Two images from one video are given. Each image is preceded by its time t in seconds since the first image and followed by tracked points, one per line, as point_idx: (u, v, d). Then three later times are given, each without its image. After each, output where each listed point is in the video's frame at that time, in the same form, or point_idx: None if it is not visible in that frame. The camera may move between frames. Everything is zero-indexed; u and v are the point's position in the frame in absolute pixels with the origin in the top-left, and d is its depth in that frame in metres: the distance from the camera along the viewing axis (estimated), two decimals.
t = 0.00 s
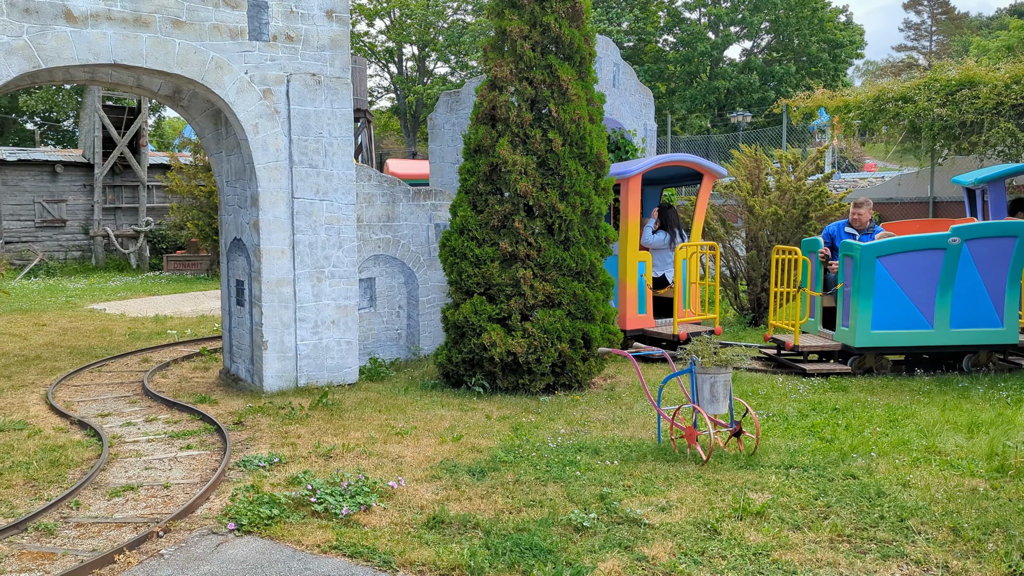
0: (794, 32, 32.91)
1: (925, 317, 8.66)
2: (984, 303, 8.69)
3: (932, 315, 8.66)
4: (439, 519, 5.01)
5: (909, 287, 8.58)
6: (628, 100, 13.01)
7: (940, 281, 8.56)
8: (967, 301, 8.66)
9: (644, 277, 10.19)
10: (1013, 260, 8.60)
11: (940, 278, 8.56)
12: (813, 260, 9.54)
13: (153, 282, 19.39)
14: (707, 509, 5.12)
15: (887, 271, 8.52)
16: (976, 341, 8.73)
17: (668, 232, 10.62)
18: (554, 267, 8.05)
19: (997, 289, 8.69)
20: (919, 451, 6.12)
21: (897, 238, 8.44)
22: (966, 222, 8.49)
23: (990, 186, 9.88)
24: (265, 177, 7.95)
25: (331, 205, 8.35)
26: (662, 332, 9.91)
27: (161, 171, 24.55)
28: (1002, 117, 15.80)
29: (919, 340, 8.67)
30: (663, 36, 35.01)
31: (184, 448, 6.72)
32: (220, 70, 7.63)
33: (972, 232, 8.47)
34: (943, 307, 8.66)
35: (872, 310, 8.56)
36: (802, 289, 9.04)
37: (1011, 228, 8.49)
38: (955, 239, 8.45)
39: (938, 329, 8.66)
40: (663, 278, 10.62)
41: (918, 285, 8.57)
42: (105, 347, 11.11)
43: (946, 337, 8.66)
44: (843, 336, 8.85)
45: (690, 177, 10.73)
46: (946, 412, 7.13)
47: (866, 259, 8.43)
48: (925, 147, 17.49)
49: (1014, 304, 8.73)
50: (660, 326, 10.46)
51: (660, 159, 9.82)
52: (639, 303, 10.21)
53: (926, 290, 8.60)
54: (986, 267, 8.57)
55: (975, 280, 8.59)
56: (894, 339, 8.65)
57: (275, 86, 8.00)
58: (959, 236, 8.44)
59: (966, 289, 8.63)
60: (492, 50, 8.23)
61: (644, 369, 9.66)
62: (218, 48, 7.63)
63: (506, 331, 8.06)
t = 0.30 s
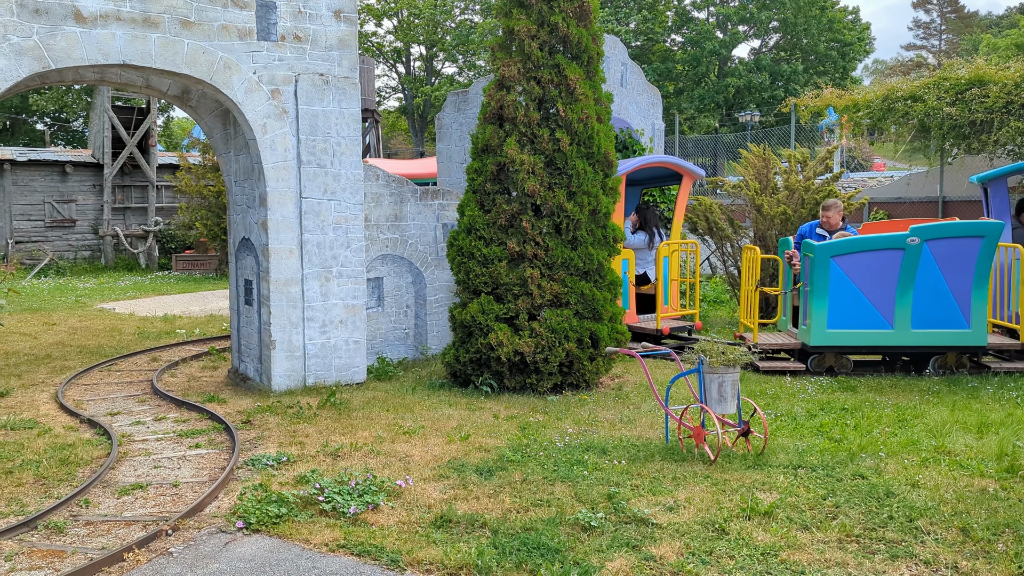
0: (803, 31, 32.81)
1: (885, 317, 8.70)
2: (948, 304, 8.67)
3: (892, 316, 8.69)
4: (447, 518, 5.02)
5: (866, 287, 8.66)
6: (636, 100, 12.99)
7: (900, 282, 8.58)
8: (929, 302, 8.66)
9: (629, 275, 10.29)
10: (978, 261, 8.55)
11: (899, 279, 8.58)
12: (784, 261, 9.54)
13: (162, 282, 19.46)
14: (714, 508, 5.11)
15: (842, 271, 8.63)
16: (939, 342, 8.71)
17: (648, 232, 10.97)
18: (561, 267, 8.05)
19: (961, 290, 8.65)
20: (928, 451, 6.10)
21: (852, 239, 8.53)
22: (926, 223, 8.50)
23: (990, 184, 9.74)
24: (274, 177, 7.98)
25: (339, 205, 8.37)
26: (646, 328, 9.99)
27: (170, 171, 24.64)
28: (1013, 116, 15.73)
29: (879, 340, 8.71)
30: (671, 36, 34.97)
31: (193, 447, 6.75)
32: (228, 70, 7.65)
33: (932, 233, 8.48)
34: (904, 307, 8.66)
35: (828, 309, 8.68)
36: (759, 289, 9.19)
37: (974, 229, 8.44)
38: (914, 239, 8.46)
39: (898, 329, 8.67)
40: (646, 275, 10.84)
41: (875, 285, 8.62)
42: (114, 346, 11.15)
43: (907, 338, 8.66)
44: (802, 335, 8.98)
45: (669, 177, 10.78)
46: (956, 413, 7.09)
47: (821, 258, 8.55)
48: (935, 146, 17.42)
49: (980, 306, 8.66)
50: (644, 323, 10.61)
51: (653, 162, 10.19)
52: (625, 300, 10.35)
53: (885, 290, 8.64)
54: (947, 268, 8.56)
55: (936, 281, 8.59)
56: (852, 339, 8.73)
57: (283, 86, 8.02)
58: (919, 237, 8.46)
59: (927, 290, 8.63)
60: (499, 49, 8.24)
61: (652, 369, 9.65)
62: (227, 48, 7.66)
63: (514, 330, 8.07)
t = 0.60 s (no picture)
0: (809, 31, 32.75)
1: (837, 317, 8.84)
2: (902, 304, 8.68)
3: (844, 315, 8.81)
4: (452, 518, 5.02)
5: (817, 285, 8.86)
6: (641, 100, 12.98)
7: (851, 281, 8.71)
8: (882, 302, 8.71)
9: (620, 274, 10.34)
10: (933, 262, 8.52)
11: (850, 278, 8.72)
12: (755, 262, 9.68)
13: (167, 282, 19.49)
14: (720, 508, 5.09)
15: (793, 269, 8.90)
16: (893, 343, 8.73)
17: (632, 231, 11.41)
18: (567, 267, 8.05)
19: (916, 291, 8.65)
20: (934, 451, 6.08)
21: (802, 238, 8.79)
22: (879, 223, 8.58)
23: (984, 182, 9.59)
24: (279, 177, 7.99)
25: (344, 204, 8.37)
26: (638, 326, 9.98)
27: (175, 171, 24.71)
28: (1019, 115, 15.68)
29: (830, 339, 8.86)
30: (676, 35, 34.96)
31: (198, 446, 6.76)
32: (234, 70, 7.67)
33: (883, 233, 8.54)
34: (856, 307, 8.76)
35: (778, 307, 8.98)
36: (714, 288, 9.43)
37: (927, 229, 8.43)
38: (864, 239, 8.56)
39: (849, 328, 8.78)
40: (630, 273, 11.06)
41: (826, 284, 8.81)
42: (120, 345, 11.18)
43: (857, 337, 8.76)
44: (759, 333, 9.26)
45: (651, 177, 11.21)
46: (963, 413, 7.07)
47: (770, 256, 8.90)
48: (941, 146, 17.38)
49: (937, 307, 8.60)
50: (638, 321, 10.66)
51: (666, 167, 11.07)
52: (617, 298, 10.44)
53: (837, 289, 8.79)
54: (900, 268, 8.60)
55: (889, 281, 8.64)
56: (803, 337, 8.95)
57: (288, 86, 8.03)
58: (870, 237, 8.55)
59: (880, 289, 8.69)
60: (505, 49, 8.24)
61: (657, 369, 9.64)
62: (232, 48, 7.67)
63: (519, 330, 8.06)
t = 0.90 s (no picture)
0: (813, 31, 32.69)
1: (786, 315, 9.05)
2: (851, 304, 8.76)
3: (794, 313, 9.02)
4: (456, 518, 5.02)
5: (767, 284, 9.11)
6: (645, 100, 12.97)
7: (799, 280, 8.90)
8: (830, 301, 8.83)
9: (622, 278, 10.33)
10: (880, 263, 8.50)
11: (798, 277, 8.90)
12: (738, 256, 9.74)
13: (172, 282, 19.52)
14: (724, 509, 5.09)
15: (745, 268, 9.21)
16: (840, 342, 8.83)
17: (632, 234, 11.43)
18: (570, 267, 8.05)
19: (865, 291, 8.69)
20: (939, 452, 6.06)
21: (751, 238, 9.08)
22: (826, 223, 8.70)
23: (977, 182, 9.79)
24: (283, 177, 8.00)
25: (348, 205, 8.38)
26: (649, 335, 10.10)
27: (179, 171, 24.75)
28: None
29: (779, 336, 9.09)
30: (680, 36, 34.91)
31: (202, 446, 6.76)
32: (238, 71, 7.67)
33: (830, 233, 8.65)
34: (805, 305, 8.94)
35: (730, 304, 9.34)
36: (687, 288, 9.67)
37: (874, 229, 8.44)
38: (811, 239, 8.72)
39: (797, 327, 8.98)
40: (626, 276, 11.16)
41: (775, 282, 9.04)
42: (124, 346, 11.19)
43: (804, 336, 8.93)
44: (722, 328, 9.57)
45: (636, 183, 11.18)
46: (968, 414, 7.05)
47: (722, 255, 9.26)
48: (946, 146, 17.34)
49: (883, 308, 8.61)
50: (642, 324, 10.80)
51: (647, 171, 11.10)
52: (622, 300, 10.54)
53: (787, 288, 9.01)
54: (849, 268, 8.67)
55: (836, 281, 8.75)
56: (754, 334, 9.24)
57: (292, 86, 8.04)
58: (817, 236, 8.69)
59: (829, 289, 8.82)
60: (508, 50, 8.24)
61: (661, 369, 9.63)
62: (236, 49, 7.68)
63: (523, 331, 8.06)
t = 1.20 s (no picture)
0: (816, 31, 32.66)
1: (739, 312, 9.44)
2: (800, 302, 9.03)
3: (746, 310, 9.39)
4: (458, 519, 5.01)
5: (723, 282, 9.53)
6: (648, 100, 12.97)
7: (751, 278, 9.26)
8: (780, 300, 9.14)
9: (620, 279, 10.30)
10: (827, 263, 8.75)
11: (750, 276, 9.27)
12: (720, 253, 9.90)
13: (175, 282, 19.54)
14: (727, 510, 5.08)
15: (703, 266, 9.66)
16: (789, 340, 9.11)
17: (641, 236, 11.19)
18: (573, 267, 8.03)
19: (813, 291, 8.93)
20: (942, 452, 6.05)
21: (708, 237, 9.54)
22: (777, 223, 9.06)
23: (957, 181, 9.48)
24: (285, 177, 8.00)
25: (350, 205, 8.38)
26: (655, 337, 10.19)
27: (182, 172, 24.78)
28: None
29: (732, 332, 9.49)
30: (683, 35, 34.89)
31: (205, 446, 6.77)
32: (240, 71, 7.68)
33: (779, 233, 8.99)
34: (756, 303, 9.29)
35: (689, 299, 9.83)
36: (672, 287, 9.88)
37: (820, 230, 8.71)
38: (762, 239, 9.09)
39: (749, 324, 9.34)
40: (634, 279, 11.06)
41: (730, 280, 9.45)
42: (127, 346, 11.20)
43: (754, 333, 9.28)
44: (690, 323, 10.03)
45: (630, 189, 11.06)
46: (971, 414, 7.05)
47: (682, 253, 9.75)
48: (949, 146, 17.31)
49: (831, 307, 8.82)
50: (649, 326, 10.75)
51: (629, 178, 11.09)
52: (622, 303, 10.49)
53: (740, 285, 9.39)
54: (798, 268, 8.96)
55: (786, 280, 9.05)
56: (710, 329, 9.68)
57: (294, 87, 8.04)
58: (767, 236, 9.04)
59: (779, 287, 9.13)
60: (510, 50, 8.23)
61: (663, 369, 9.63)
62: (239, 49, 7.69)
63: (525, 331, 8.06)
